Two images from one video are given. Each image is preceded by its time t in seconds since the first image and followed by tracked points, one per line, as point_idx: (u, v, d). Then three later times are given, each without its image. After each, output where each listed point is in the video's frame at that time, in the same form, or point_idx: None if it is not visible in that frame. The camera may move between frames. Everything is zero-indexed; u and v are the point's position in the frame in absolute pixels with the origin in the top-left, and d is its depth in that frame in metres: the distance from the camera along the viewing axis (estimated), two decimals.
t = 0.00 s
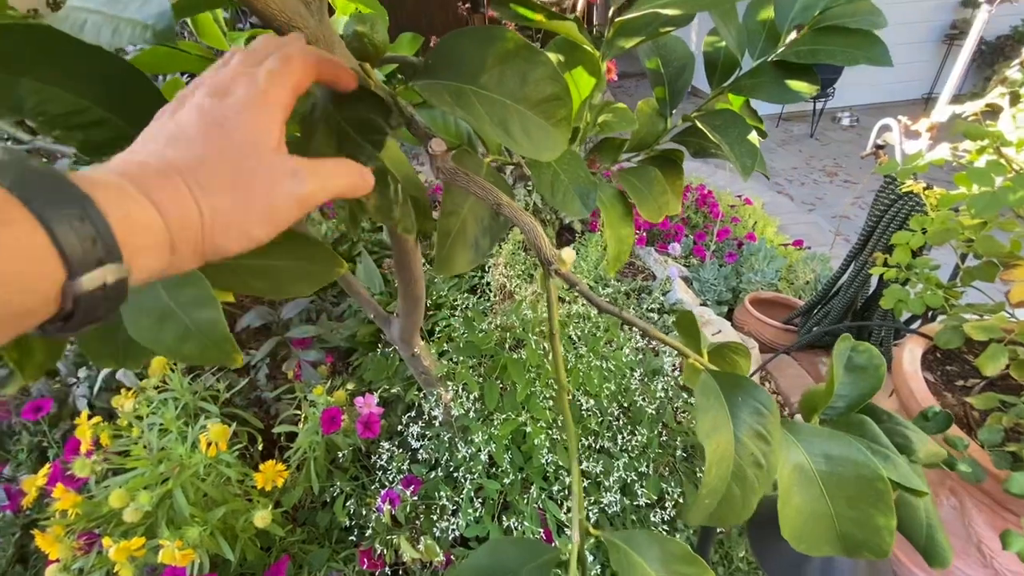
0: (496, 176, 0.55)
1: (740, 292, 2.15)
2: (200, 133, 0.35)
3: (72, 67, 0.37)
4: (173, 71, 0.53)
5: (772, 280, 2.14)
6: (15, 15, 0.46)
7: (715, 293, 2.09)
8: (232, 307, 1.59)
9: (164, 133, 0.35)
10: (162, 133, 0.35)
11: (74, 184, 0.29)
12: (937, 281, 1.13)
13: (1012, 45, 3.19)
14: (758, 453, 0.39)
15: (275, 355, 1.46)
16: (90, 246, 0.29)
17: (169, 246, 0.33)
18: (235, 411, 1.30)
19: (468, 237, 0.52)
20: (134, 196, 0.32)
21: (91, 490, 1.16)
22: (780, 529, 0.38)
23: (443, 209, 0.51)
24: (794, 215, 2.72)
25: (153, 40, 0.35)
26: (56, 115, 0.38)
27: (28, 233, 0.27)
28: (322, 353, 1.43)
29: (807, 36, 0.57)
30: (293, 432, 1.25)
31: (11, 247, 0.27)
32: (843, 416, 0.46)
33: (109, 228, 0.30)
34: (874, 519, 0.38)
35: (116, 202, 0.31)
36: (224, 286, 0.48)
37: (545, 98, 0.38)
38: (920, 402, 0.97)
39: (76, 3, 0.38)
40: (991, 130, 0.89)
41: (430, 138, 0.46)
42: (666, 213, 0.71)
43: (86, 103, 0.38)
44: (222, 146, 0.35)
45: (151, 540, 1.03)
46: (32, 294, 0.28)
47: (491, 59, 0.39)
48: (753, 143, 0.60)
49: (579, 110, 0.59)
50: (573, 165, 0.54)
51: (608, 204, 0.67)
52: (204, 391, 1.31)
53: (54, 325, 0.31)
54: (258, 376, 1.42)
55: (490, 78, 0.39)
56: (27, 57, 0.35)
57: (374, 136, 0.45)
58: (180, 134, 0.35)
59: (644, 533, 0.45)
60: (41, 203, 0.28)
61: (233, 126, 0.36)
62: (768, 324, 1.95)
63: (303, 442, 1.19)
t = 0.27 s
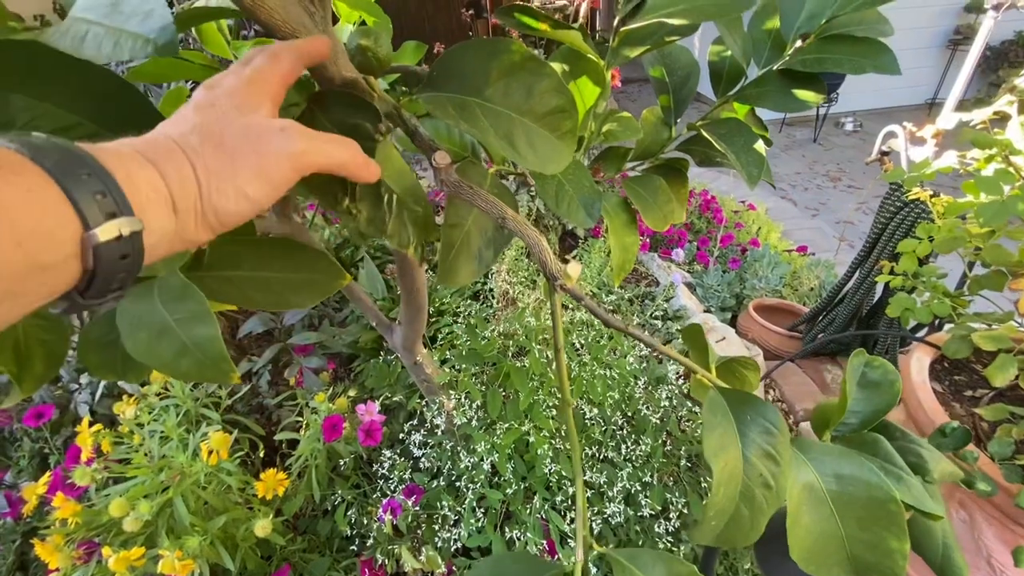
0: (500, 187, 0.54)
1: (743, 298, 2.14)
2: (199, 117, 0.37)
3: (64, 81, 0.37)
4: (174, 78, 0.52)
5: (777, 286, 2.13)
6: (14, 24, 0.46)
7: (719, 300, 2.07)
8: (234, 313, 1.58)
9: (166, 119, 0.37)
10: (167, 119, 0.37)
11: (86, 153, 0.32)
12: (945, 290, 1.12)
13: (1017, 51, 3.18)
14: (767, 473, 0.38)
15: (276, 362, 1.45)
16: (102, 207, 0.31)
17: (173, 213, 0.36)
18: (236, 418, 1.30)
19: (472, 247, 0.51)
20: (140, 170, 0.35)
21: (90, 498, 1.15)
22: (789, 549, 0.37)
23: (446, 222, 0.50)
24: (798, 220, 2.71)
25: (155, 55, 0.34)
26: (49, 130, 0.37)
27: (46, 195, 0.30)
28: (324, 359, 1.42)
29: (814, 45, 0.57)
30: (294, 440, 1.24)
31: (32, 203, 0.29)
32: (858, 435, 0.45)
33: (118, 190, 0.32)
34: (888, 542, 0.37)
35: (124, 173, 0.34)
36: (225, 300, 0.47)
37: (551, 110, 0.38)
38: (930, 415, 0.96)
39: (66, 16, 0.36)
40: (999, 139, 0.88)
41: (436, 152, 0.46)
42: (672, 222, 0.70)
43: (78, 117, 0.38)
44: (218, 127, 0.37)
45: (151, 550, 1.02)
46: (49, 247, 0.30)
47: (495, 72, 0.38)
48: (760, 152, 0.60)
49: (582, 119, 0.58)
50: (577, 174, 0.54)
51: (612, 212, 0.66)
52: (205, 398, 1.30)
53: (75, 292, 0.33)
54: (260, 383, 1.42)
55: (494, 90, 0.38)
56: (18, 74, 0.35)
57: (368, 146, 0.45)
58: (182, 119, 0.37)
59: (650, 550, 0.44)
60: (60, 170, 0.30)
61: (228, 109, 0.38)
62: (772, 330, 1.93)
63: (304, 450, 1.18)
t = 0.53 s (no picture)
0: (504, 193, 0.54)
1: (746, 303, 2.13)
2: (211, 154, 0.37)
3: (67, 87, 0.36)
4: (181, 86, 0.52)
5: (780, 291, 2.12)
6: (19, 31, 0.46)
7: (722, 305, 2.06)
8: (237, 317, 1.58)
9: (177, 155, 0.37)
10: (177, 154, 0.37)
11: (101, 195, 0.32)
12: (950, 296, 1.12)
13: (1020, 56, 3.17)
14: (776, 486, 0.37)
15: (278, 367, 1.45)
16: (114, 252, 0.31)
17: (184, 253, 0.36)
18: (238, 423, 1.29)
19: (476, 255, 0.51)
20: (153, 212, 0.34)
21: (92, 503, 1.15)
22: (798, 562, 0.36)
23: (450, 233, 0.51)
24: (801, 225, 2.71)
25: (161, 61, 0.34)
26: (53, 137, 0.37)
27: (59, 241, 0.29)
28: (326, 364, 1.42)
29: (820, 51, 0.56)
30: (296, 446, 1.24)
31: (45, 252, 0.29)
32: (865, 445, 0.45)
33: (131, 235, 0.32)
34: (898, 556, 0.36)
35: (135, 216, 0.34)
36: (230, 306, 0.47)
37: (556, 118, 0.37)
38: (936, 423, 0.95)
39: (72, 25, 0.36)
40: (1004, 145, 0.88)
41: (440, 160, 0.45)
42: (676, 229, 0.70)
43: (85, 124, 0.38)
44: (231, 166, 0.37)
45: (152, 556, 1.02)
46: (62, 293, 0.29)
47: (501, 82, 0.38)
48: (765, 159, 0.59)
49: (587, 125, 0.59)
50: (581, 181, 0.53)
51: (616, 219, 0.66)
52: (207, 403, 1.30)
53: (79, 332, 0.33)
54: (262, 388, 1.41)
55: (499, 99, 0.38)
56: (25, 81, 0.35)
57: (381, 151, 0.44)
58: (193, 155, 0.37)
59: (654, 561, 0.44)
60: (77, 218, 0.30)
61: (238, 146, 0.38)
62: (776, 336, 1.93)
63: (306, 455, 1.18)
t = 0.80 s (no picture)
0: (506, 198, 0.55)
1: (748, 307, 2.13)
2: (219, 235, 0.35)
3: (72, 97, 0.36)
4: (186, 92, 0.53)
5: (781, 295, 2.12)
6: (26, 39, 0.46)
7: (723, 308, 2.06)
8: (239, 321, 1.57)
9: (183, 238, 0.34)
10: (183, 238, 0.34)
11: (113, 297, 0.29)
12: (951, 300, 1.12)
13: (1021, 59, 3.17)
14: (779, 490, 0.37)
15: (280, 370, 1.45)
16: (125, 370, 0.28)
17: (202, 354, 0.33)
18: (240, 427, 1.30)
19: (479, 260, 0.52)
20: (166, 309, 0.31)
21: (94, 507, 1.15)
22: (801, 566, 0.36)
23: (453, 236, 0.51)
24: (802, 229, 2.71)
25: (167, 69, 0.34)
26: (60, 145, 0.37)
27: (67, 358, 0.27)
28: (328, 368, 1.43)
29: (820, 58, 0.57)
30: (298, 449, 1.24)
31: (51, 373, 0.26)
32: (865, 449, 0.45)
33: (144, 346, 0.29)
34: (901, 558, 0.36)
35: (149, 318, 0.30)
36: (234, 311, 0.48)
37: (559, 125, 0.38)
38: (938, 427, 0.95)
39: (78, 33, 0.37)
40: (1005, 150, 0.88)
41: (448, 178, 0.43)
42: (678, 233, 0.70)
43: (91, 131, 0.38)
44: (244, 246, 0.35)
45: (154, 560, 1.02)
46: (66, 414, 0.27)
47: (504, 89, 0.38)
48: (766, 165, 0.59)
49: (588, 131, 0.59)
50: (583, 185, 0.54)
51: (618, 223, 0.66)
52: (209, 407, 1.30)
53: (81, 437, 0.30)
54: (264, 392, 1.42)
55: (503, 106, 0.38)
56: (32, 91, 0.35)
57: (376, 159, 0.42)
58: (201, 237, 0.34)
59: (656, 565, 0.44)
60: (90, 331, 0.27)
61: (252, 233, 0.35)
62: (777, 340, 1.93)
63: (308, 459, 1.18)
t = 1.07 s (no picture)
0: (501, 198, 0.55)
1: (746, 308, 2.13)
2: (254, 383, 0.34)
3: (72, 96, 0.36)
4: (184, 91, 0.54)
5: (779, 296, 2.12)
6: (25, 39, 0.47)
7: (721, 309, 2.07)
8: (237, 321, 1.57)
9: (221, 372, 0.33)
10: (220, 371, 0.33)
11: (121, 447, 0.30)
12: (947, 300, 1.12)
13: (1018, 62, 3.19)
14: (765, 484, 0.38)
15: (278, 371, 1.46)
16: (117, 498, 0.30)
17: (192, 487, 0.34)
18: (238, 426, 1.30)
19: (471, 259, 0.52)
20: (169, 453, 0.33)
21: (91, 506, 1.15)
22: (789, 562, 0.37)
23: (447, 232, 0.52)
24: (801, 230, 2.71)
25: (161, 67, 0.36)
26: (60, 142, 0.37)
27: (70, 506, 0.29)
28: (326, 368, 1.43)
29: (812, 58, 0.57)
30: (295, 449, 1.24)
31: (51, 521, 0.28)
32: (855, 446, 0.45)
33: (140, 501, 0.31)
34: (888, 554, 0.37)
35: (150, 464, 0.32)
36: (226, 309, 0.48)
37: (550, 124, 0.38)
38: (933, 426, 0.95)
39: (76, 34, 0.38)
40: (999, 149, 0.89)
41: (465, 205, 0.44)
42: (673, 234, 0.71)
43: (90, 130, 0.38)
44: (269, 403, 0.34)
45: (151, 558, 1.02)
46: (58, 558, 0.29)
47: (495, 88, 0.39)
48: (759, 165, 0.60)
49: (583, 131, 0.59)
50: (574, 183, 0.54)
51: (612, 223, 0.67)
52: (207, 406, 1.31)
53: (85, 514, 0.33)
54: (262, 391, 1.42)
55: (494, 104, 0.39)
56: (31, 86, 0.35)
57: (374, 156, 0.40)
58: (236, 379, 0.33)
59: (649, 562, 0.44)
60: (91, 483, 0.29)
61: (284, 385, 0.34)
62: (775, 341, 1.93)
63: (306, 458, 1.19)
